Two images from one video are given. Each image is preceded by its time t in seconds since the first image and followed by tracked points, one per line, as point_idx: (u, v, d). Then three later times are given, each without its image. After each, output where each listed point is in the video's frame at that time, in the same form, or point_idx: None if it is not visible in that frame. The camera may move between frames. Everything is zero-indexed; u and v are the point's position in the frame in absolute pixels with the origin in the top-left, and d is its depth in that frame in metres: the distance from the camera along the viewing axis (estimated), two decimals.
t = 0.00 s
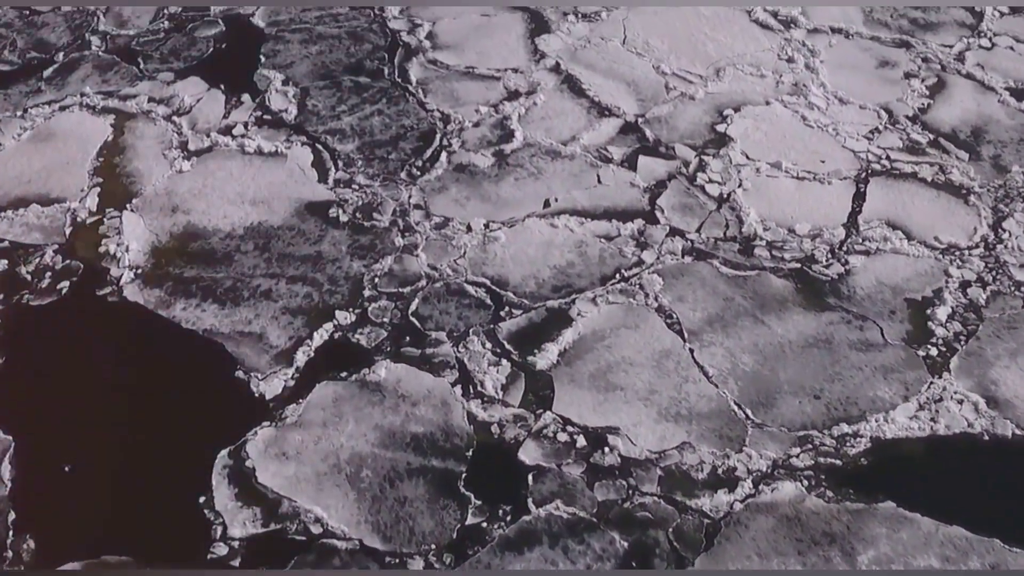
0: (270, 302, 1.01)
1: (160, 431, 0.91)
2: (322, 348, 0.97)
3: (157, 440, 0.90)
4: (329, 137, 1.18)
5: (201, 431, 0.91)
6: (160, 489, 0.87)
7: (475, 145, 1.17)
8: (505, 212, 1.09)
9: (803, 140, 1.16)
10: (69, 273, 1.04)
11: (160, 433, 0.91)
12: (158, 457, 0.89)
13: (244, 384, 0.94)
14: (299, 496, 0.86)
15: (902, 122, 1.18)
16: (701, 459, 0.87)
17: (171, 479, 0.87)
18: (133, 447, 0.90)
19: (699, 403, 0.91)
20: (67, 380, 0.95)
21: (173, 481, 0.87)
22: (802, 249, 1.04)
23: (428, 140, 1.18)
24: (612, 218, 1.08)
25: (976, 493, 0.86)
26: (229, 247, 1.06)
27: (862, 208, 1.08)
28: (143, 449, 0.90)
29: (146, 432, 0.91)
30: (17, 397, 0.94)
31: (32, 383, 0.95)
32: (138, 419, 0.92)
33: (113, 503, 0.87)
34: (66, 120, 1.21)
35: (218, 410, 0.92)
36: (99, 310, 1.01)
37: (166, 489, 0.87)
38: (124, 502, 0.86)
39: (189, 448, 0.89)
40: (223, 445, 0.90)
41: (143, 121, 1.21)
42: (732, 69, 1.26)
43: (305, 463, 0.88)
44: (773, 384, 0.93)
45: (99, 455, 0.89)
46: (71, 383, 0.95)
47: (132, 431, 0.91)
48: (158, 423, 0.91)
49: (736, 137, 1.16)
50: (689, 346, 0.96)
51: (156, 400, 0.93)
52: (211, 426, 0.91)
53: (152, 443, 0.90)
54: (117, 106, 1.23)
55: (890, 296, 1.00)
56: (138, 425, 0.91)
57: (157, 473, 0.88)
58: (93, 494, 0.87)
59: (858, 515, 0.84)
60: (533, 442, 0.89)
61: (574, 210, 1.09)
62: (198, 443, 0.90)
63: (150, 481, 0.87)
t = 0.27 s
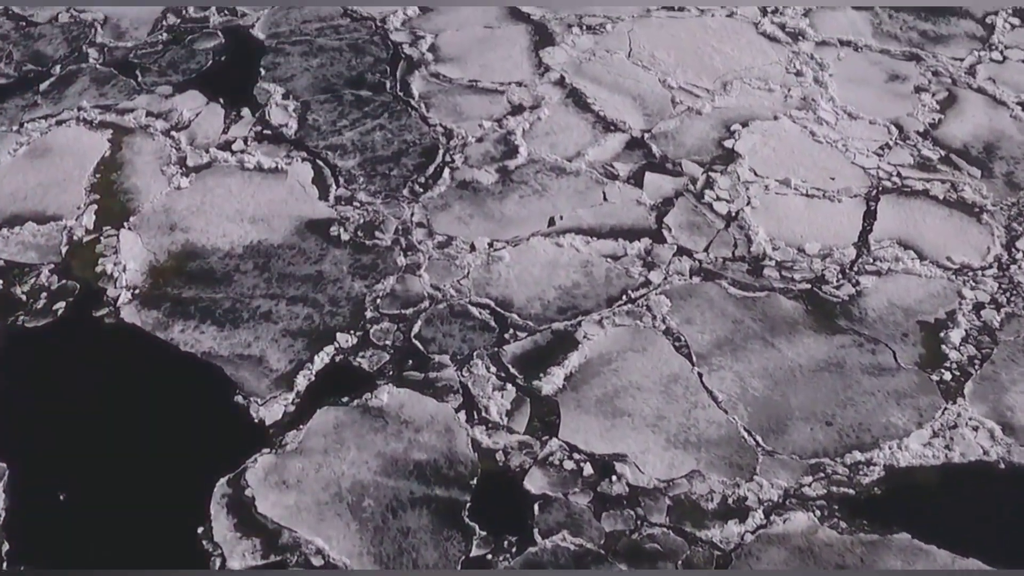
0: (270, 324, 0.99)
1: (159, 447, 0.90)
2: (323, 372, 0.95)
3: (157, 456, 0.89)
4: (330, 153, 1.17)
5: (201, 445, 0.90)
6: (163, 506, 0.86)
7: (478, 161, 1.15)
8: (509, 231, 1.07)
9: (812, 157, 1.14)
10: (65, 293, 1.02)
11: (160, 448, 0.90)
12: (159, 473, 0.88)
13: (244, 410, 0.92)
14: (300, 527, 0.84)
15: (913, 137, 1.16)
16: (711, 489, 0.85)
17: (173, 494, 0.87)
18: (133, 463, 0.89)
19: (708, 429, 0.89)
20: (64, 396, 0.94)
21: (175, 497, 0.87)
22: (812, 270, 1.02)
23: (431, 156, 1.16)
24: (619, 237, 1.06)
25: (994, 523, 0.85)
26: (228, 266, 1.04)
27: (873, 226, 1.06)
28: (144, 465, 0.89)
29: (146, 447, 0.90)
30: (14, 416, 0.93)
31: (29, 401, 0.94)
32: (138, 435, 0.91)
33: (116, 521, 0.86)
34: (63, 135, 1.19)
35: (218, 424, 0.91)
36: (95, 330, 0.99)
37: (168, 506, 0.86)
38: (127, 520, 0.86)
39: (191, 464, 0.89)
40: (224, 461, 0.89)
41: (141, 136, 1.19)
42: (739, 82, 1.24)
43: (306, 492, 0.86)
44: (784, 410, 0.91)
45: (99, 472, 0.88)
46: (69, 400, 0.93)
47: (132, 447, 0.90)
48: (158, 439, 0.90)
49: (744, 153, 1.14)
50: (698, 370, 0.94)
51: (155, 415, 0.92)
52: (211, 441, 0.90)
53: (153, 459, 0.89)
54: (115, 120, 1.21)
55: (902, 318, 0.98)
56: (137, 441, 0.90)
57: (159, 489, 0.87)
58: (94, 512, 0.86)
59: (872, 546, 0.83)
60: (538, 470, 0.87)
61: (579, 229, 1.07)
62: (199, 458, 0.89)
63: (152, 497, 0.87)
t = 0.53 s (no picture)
0: (269, 347, 0.97)
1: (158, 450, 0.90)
2: (324, 397, 0.93)
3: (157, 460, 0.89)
4: (330, 170, 1.15)
5: (200, 448, 0.90)
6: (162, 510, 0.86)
7: (481, 178, 1.13)
8: (513, 250, 1.05)
9: (821, 174, 1.12)
10: (60, 315, 1.00)
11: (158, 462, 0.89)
12: (159, 476, 0.88)
13: (244, 437, 0.90)
14: (300, 559, 0.83)
15: (923, 154, 1.14)
16: (721, 520, 0.84)
17: (172, 498, 0.87)
18: (133, 466, 0.89)
19: (717, 457, 0.87)
20: (64, 401, 0.94)
21: (173, 510, 0.86)
22: (822, 291, 1.00)
23: (433, 173, 1.14)
24: (625, 257, 1.04)
25: (1011, 555, 0.83)
26: (227, 287, 1.02)
27: (884, 246, 1.04)
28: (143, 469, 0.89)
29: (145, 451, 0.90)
30: (13, 427, 0.92)
31: (27, 413, 0.93)
32: (137, 438, 0.91)
33: (116, 526, 0.86)
34: (59, 151, 1.18)
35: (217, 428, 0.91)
36: (92, 353, 0.97)
37: (166, 518, 0.86)
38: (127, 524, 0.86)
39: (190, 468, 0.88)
40: (223, 464, 0.88)
41: (139, 152, 1.17)
42: (746, 97, 1.22)
43: (307, 523, 0.84)
44: (795, 437, 0.89)
45: (98, 483, 0.88)
46: (68, 405, 0.93)
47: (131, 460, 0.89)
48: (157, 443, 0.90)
49: (752, 170, 1.12)
50: (707, 395, 0.92)
51: (153, 423, 0.91)
52: (210, 445, 0.90)
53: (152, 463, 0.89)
54: (112, 135, 1.19)
55: (915, 341, 0.96)
56: (137, 445, 0.90)
57: (157, 500, 0.87)
58: (93, 524, 0.86)
59: None
60: (544, 500, 0.85)
61: (584, 249, 1.05)
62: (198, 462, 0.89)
63: (152, 501, 0.87)
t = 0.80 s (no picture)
0: (269, 372, 0.95)
1: (157, 458, 0.90)
2: (324, 424, 0.91)
3: (155, 468, 0.89)
4: (331, 188, 1.13)
5: (198, 457, 0.89)
6: (162, 519, 0.87)
7: (485, 196, 1.11)
8: (518, 271, 1.03)
9: (831, 191, 1.10)
10: (56, 337, 0.99)
11: (155, 480, 0.89)
12: (154, 502, 0.87)
13: (243, 467, 0.88)
14: None
15: (935, 171, 1.12)
16: (730, 552, 0.82)
17: (167, 516, 0.87)
18: (129, 493, 0.88)
19: (727, 487, 0.86)
20: (62, 409, 0.94)
21: (170, 530, 0.86)
22: (833, 313, 0.98)
23: (436, 191, 1.12)
24: (632, 278, 1.02)
25: None
26: (226, 309, 1.00)
27: (896, 267, 1.02)
28: (142, 478, 0.89)
29: (144, 459, 0.90)
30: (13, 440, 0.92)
31: (27, 425, 0.93)
32: (135, 446, 0.91)
33: (115, 535, 0.86)
34: (56, 168, 1.16)
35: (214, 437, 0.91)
36: (88, 378, 0.95)
37: (164, 538, 0.86)
38: (126, 533, 0.86)
39: (189, 477, 0.88)
40: (222, 474, 0.88)
41: (136, 169, 1.15)
42: (754, 112, 1.20)
43: (306, 554, 0.84)
44: (807, 466, 0.87)
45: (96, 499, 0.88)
46: (67, 413, 0.93)
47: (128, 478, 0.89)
48: (156, 451, 0.90)
49: (761, 188, 1.10)
50: (716, 422, 0.90)
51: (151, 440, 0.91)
52: (209, 454, 0.90)
53: (151, 471, 0.89)
54: (110, 151, 1.17)
55: (928, 366, 0.94)
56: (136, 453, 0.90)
57: (154, 520, 0.87)
58: (92, 540, 0.86)
59: None
60: (550, 531, 0.84)
61: (590, 269, 1.03)
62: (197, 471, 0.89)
63: (148, 513, 0.87)
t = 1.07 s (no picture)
0: (269, 397, 0.93)
1: (150, 482, 0.88)
2: (325, 451, 0.89)
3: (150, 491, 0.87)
4: (332, 206, 1.11)
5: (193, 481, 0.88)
6: (157, 543, 0.85)
7: (488, 214, 1.09)
8: (522, 293, 1.01)
9: (841, 210, 1.08)
10: (51, 361, 0.96)
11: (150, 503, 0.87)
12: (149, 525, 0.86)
13: (241, 496, 0.86)
14: None
15: (946, 190, 1.10)
16: None
17: (162, 540, 0.85)
18: (124, 515, 0.86)
19: (738, 519, 0.84)
20: (56, 429, 0.92)
21: (165, 555, 0.84)
22: (844, 336, 0.96)
23: (438, 209, 1.10)
24: (638, 300, 1.00)
25: None
26: (225, 332, 0.98)
27: (908, 289, 1.00)
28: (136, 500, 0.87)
29: (137, 482, 0.88)
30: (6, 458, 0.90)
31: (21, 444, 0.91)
32: (129, 468, 0.89)
33: (109, 559, 0.84)
34: (52, 185, 1.14)
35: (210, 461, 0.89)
36: (84, 402, 0.93)
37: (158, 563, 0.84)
38: (119, 557, 0.84)
39: (182, 503, 0.86)
40: (217, 499, 0.87)
41: (133, 186, 1.13)
42: (762, 128, 1.18)
43: None
44: (819, 496, 0.85)
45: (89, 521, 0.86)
46: (60, 433, 0.92)
47: (123, 499, 0.87)
48: (150, 474, 0.88)
49: (769, 207, 1.09)
50: (726, 450, 0.88)
51: (147, 461, 0.89)
52: (205, 478, 0.88)
53: (144, 495, 0.87)
54: (107, 168, 1.15)
55: (942, 392, 0.92)
56: (130, 474, 0.88)
57: (148, 544, 0.85)
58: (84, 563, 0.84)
59: None
60: (557, 564, 0.82)
61: (596, 291, 1.01)
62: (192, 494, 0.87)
63: (142, 537, 0.85)
